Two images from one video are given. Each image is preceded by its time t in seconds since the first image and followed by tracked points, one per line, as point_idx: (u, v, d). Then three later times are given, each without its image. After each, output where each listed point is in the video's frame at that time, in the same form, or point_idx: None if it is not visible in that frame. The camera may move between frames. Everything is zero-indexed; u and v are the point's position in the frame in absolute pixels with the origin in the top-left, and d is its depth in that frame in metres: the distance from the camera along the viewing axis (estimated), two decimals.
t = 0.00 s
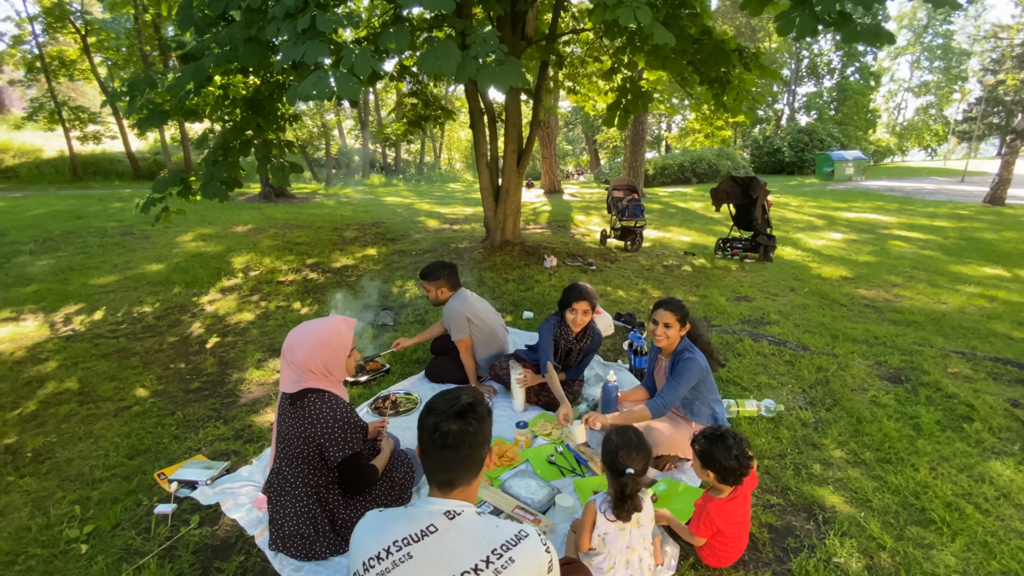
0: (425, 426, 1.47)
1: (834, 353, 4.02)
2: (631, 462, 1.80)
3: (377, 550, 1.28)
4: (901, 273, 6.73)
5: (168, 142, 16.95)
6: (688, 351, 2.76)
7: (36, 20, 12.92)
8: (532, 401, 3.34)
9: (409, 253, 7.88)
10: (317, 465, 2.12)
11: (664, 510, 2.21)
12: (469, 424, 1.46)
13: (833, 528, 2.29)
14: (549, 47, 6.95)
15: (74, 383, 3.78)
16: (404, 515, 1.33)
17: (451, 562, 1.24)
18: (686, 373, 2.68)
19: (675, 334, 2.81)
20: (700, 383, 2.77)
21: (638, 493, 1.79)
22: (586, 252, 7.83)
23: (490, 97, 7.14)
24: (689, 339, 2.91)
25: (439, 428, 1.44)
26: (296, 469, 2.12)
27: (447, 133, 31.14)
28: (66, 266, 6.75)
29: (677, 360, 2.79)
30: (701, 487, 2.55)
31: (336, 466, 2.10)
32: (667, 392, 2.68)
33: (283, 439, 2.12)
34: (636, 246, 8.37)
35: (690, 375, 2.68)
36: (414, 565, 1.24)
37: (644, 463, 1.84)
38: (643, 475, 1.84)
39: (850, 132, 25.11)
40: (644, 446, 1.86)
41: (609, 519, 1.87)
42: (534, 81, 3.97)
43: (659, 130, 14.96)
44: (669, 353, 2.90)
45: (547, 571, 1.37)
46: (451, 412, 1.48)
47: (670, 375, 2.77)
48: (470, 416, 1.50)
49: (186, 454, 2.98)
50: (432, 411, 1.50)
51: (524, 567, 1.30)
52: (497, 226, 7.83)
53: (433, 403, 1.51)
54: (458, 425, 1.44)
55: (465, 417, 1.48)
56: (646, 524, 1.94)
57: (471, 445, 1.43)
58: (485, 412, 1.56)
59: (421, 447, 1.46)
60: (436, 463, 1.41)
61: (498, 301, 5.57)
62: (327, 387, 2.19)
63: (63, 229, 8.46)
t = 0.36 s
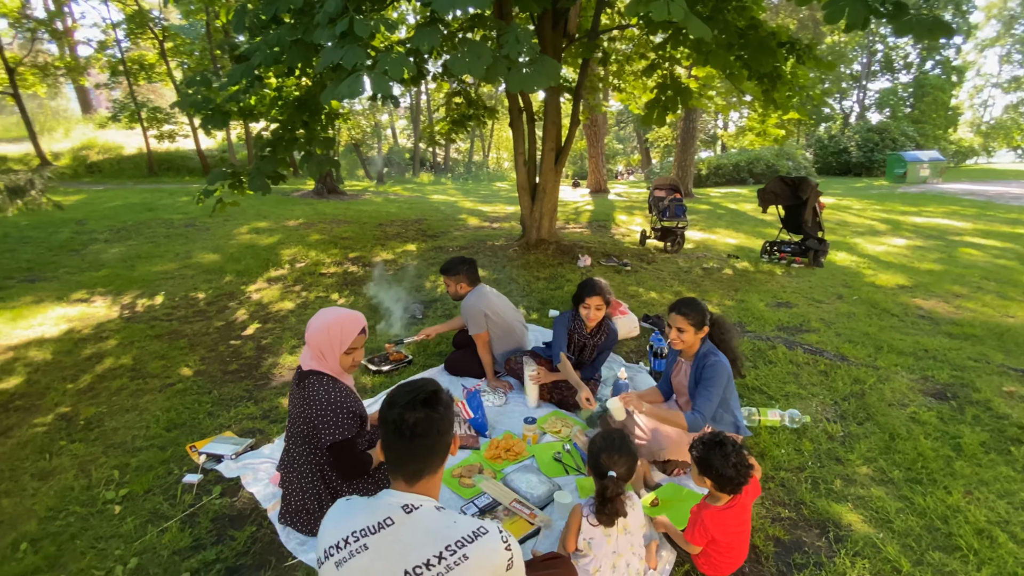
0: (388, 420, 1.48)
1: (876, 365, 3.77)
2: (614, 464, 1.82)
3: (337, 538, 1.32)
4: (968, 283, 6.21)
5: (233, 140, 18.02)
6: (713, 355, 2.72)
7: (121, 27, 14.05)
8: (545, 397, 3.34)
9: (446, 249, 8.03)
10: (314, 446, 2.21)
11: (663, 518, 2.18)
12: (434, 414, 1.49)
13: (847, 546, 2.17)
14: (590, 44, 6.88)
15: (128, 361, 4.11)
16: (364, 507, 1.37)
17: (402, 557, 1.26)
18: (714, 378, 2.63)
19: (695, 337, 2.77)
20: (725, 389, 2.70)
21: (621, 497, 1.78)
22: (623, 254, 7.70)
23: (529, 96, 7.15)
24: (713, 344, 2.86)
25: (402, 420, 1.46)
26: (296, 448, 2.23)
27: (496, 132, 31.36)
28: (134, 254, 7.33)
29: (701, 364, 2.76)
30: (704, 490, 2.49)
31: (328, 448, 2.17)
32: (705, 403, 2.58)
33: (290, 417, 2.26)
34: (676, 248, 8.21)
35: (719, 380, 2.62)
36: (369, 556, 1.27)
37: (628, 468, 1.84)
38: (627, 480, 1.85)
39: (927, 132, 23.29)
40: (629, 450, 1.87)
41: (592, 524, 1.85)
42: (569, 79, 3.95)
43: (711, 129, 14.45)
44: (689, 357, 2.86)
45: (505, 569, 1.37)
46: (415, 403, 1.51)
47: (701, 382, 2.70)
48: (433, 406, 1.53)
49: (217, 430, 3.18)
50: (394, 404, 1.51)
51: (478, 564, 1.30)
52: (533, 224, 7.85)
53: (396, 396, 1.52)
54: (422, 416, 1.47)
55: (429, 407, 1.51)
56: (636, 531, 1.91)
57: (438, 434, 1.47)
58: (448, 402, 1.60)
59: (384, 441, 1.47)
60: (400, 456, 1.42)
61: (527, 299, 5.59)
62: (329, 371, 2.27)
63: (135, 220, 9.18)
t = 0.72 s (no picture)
0: (337, 426, 1.53)
1: (914, 379, 3.59)
2: (597, 457, 1.93)
3: (294, 545, 1.35)
4: None
5: (294, 138, 19.01)
6: (732, 358, 2.62)
7: (196, 33, 15.15)
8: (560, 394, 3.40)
9: (484, 247, 8.19)
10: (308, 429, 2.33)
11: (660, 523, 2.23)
12: (382, 412, 1.56)
13: (849, 559, 2.15)
14: (632, 44, 6.83)
15: (183, 343, 4.50)
16: (315, 515, 1.37)
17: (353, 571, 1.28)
18: (739, 384, 2.55)
19: (713, 346, 2.64)
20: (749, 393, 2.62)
21: (604, 489, 1.90)
22: (660, 256, 7.60)
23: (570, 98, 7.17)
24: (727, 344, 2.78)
25: (350, 423, 1.50)
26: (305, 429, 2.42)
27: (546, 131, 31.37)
28: (198, 245, 7.94)
29: (720, 371, 2.64)
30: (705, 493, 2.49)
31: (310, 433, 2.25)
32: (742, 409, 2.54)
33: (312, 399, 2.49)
34: (718, 251, 7.96)
35: (746, 385, 2.56)
36: (321, 565, 1.30)
37: (611, 461, 1.95)
38: (610, 473, 1.96)
39: (1016, 131, 21.32)
40: (613, 445, 1.98)
41: (577, 516, 1.95)
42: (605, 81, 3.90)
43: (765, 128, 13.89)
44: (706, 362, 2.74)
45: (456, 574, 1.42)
46: (361, 403, 1.56)
47: (727, 389, 2.60)
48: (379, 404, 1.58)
49: (255, 409, 3.46)
50: (342, 408, 1.56)
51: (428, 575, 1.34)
52: (570, 224, 7.90)
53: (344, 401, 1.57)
54: (370, 416, 1.52)
55: (376, 406, 1.57)
56: (623, 526, 1.99)
57: (389, 430, 1.53)
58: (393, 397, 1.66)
59: (337, 446, 1.52)
60: (354, 459, 1.48)
61: (557, 298, 5.65)
62: (336, 361, 2.37)
63: (201, 214, 9.92)
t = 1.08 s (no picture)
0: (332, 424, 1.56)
1: (959, 398, 3.36)
2: (589, 448, 2.01)
3: (272, 548, 1.40)
4: None
5: (344, 137, 19.71)
6: (749, 366, 2.51)
7: (258, 36, 15.98)
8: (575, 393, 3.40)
9: (519, 246, 8.24)
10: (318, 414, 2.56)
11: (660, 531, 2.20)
12: (365, 425, 1.52)
13: None
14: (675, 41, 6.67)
15: (226, 330, 4.79)
16: (296, 520, 1.41)
17: None
18: (753, 393, 2.45)
19: (728, 353, 2.55)
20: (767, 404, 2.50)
21: (596, 480, 1.94)
22: (697, 259, 7.39)
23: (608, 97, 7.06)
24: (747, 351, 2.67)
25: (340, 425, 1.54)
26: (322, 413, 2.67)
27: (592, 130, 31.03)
28: (249, 238, 8.39)
29: (736, 380, 2.55)
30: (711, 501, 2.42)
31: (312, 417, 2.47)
32: (761, 419, 2.45)
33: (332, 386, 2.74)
34: (760, 256, 7.66)
35: (764, 395, 2.45)
36: (295, 572, 1.35)
37: (603, 454, 2.02)
38: (602, 465, 2.01)
39: None
40: (606, 439, 2.05)
41: (570, 506, 2.02)
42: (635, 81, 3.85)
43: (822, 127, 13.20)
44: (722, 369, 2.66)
45: None
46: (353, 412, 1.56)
47: (744, 398, 2.50)
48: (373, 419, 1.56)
49: (283, 394, 3.64)
50: (346, 409, 1.60)
51: None
52: (605, 224, 7.88)
53: (351, 405, 1.60)
54: (354, 424, 1.52)
55: (367, 419, 1.55)
56: (615, 522, 2.01)
57: (363, 448, 1.48)
58: (393, 422, 1.58)
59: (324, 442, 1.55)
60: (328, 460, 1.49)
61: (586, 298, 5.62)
62: (342, 351, 2.57)
63: (255, 208, 10.48)
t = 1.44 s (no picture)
0: (310, 430, 1.54)
1: (1000, 420, 3.11)
2: (572, 446, 1.99)
3: (244, 535, 1.51)
4: None
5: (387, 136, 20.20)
6: (756, 375, 2.42)
7: (308, 39, 16.60)
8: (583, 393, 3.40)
9: (548, 246, 8.22)
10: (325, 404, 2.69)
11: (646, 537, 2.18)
12: (353, 436, 1.53)
13: None
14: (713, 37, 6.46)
15: (258, 320, 5.03)
16: (266, 512, 1.50)
17: None
18: (755, 403, 2.37)
19: (734, 358, 2.48)
20: (772, 417, 2.40)
21: (576, 478, 1.94)
22: (731, 263, 7.15)
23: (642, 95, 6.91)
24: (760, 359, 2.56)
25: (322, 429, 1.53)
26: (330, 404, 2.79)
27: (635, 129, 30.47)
28: (289, 233, 8.75)
29: (741, 388, 2.46)
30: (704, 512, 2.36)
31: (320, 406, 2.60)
32: (761, 431, 2.37)
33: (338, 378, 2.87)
34: (800, 260, 7.32)
35: (767, 406, 2.36)
36: (259, 562, 1.46)
37: (589, 453, 2.00)
38: (587, 465, 2.00)
39: None
40: (594, 439, 2.03)
41: (553, 503, 2.02)
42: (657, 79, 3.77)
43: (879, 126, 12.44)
44: (729, 375, 2.58)
45: None
46: (340, 420, 1.56)
47: (742, 406, 2.43)
48: (360, 429, 1.57)
49: (302, 383, 3.79)
50: (330, 414, 1.58)
51: None
52: (636, 225, 7.76)
53: (332, 411, 1.59)
54: (341, 432, 1.53)
55: (354, 429, 1.55)
56: (598, 523, 1.99)
57: (348, 455, 1.50)
58: (378, 433, 1.61)
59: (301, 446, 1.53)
60: (308, 463, 1.49)
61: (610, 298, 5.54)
62: (345, 344, 2.70)
63: (298, 205, 10.91)
